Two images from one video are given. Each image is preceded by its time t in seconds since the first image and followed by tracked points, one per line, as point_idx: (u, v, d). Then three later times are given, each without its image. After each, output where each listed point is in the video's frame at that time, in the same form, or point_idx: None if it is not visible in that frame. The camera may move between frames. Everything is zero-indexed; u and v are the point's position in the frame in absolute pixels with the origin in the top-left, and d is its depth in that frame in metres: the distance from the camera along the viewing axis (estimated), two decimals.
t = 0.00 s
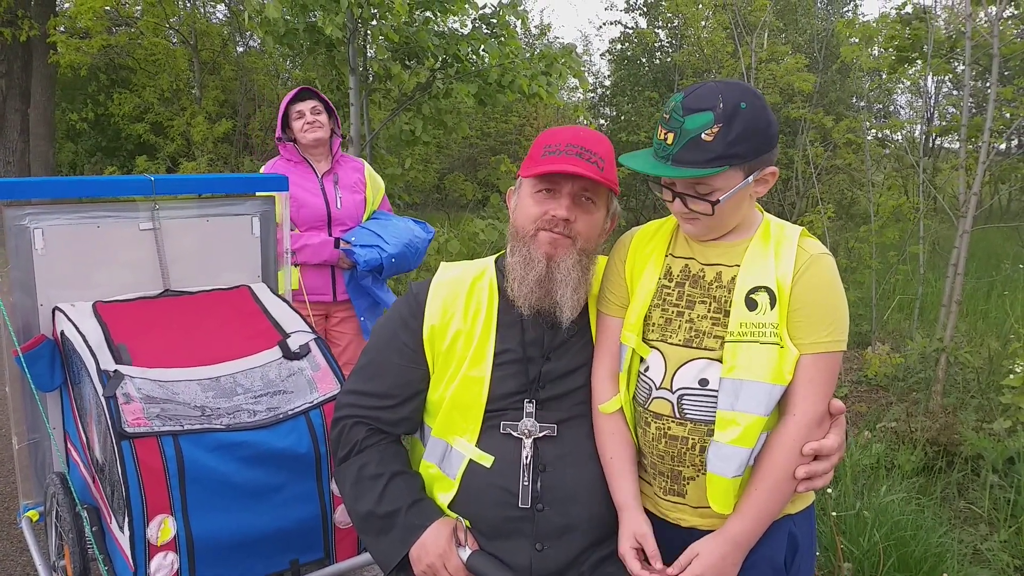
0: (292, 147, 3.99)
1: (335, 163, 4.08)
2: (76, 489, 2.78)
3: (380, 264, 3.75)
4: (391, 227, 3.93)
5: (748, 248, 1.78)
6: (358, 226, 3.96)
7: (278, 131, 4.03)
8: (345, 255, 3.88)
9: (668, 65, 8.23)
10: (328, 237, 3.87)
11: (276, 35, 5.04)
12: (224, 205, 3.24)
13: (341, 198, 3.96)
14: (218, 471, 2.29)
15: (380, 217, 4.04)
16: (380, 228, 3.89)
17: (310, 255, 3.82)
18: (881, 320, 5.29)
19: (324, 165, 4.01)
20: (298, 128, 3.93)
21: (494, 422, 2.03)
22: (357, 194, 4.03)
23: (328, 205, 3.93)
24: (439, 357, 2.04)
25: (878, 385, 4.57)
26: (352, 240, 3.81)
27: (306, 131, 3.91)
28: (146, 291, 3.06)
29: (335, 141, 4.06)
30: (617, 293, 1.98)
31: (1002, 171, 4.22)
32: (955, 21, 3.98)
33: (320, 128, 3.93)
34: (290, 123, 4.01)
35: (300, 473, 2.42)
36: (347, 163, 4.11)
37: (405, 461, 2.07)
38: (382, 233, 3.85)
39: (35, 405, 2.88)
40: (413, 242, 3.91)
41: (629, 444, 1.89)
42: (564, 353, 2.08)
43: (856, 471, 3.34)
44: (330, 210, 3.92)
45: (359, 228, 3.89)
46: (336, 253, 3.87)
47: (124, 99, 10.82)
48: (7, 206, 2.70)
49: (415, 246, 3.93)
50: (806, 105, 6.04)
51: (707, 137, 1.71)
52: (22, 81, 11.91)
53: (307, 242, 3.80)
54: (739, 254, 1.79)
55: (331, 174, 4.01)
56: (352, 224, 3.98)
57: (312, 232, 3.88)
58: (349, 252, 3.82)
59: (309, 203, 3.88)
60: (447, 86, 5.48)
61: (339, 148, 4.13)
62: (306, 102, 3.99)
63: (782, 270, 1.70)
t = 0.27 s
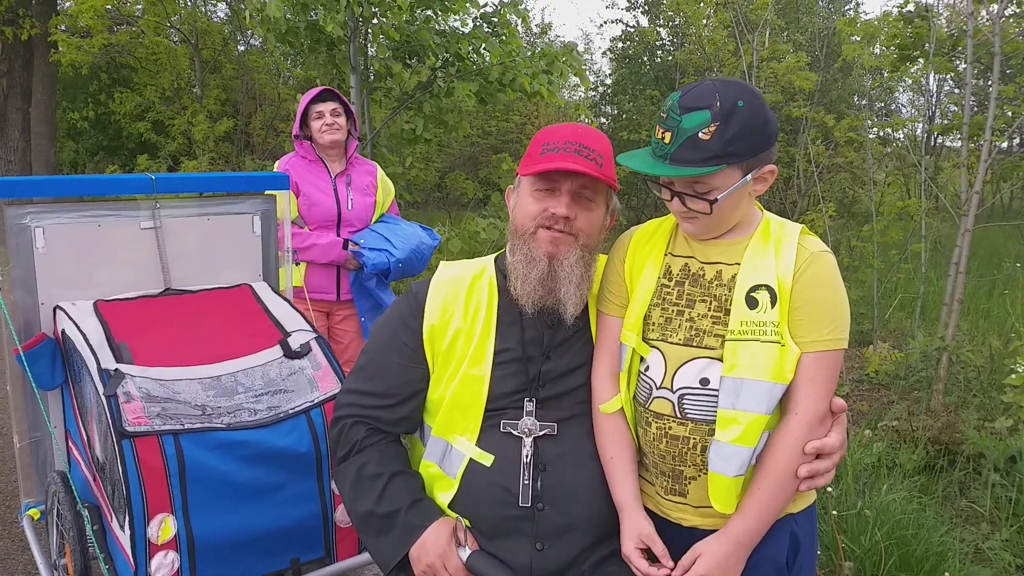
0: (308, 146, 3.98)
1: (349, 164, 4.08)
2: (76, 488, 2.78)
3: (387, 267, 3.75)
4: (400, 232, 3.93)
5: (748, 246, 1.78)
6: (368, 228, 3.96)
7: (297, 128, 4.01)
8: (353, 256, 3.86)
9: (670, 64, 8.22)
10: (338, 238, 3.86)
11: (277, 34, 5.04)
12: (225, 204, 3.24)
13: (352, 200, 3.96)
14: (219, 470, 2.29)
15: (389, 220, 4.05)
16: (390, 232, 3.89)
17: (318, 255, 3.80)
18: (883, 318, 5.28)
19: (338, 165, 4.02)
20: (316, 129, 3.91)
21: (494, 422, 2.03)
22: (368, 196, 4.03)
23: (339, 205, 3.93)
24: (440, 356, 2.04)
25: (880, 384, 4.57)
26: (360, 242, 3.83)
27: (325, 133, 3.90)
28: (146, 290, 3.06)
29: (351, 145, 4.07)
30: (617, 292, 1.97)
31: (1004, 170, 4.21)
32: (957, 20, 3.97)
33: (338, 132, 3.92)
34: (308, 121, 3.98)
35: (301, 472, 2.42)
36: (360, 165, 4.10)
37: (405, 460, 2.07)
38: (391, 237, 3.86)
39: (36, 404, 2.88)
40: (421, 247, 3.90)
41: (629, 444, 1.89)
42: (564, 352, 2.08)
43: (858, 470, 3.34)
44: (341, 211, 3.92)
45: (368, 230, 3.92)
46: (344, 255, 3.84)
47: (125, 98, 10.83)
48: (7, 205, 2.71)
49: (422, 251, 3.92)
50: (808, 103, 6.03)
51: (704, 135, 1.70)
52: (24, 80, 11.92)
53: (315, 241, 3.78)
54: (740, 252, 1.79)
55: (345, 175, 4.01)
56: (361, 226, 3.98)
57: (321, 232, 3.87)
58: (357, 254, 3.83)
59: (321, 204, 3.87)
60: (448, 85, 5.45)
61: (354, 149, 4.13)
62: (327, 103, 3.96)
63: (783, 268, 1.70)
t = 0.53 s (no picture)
0: (307, 143, 3.99)
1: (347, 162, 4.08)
2: (75, 487, 2.78)
3: (387, 260, 3.77)
4: (399, 227, 3.94)
5: (745, 241, 1.77)
6: (366, 223, 3.95)
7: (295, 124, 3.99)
8: (352, 250, 3.86)
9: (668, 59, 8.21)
10: (337, 234, 3.85)
11: (274, 30, 5.02)
12: (221, 201, 3.23)
13: (350, 197, 3.95)
14: (217, 468, 2.29)
15: (387, 216, 4.06)
16: (388, 228, 3.91)
17: (318, 250, 3.81)
18: (881, 313, 5.28)
19: (337, 163, 4.02)
20: (320, 128, 3.91)
21: (492, 418, 2.03)
22: (365, 193, 4.03)
23: (338, 202, 3.91)
24: (438, 353, 2.04)
25: (878, 379, 4.57)
26: (359, 236, 3.83)
27: (328, 133, 3.91)
28: (144, 288, 3.05)
29: (351, 144, 4.07)
30: (613, 288, 1.97)
31: (1002, 164, 4.21)
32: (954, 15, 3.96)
33: (341, 132, 3.94)
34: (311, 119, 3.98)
35: (299, 469, 2.42)
36: (359, 163, 4.10)
37: (403, 457, 2.07)
38: (390, 232, 3.88)
39: (33, 403, 2.88)
40: (419, 243, 3.92)
41: (627, 440, 1.88)
42: (562, 348, 2.08)
43: (856, 465, 3.34)
44: (339, 207, 3.90)
45: (366, 225, 3.92)
46: (342, 250, 3.84)
47: (122, 96, 10.81)
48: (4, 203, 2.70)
49: (420, 247, 3.93)
50: (806, 98, 6.03)
51: (702, 127, 1.70)
52: (21, 78, 11.88)
53: (314, 236, 3.80)
54: (736, 247, 1.78)
55: (344, 172, 4.01)
56: (360, 222, 3.98)
57: (319, 227, 3.87)
58: (356, 248, 3.83)
59: (320, 199, 3.85)
60: (446, 82, 5.43)
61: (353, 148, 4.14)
62: (332, 103, 3.97)
63: (779, 264, 1.69)
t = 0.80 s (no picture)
0: (299, 142, 3.99)
1: (340, 161, 4.08)
2: (71, 487, 2.77)
3: (381, 259, 3.81)
4: (392, 226, 3.95)
5: (741, 240, 1.77)
6: (359, 222, 3.94)
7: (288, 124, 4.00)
8: (345, 249, 3.86)
9: (666, 58, 8.20)
10: (329, 232, 3.85)
11: (271, 29, 5.01)
12: (218, 201, 3.23)
13: (342, 195, 3.94)
14: (214, 469, 2.29)
15: (379, 216, 4.03)
16: (381, 226, 3.92)
17: (311, 250, 3.80)
18: (879, 312, 5.29)
19: (329, 162, 4.03)
20: (313, 126, 3.92)
21: (488, 418, 2.03)
22: (358, 191, 4.01)
23: (330, 200, 3.92)
24: (435, 353, 2.04)
25: (876, 378, 4.57)
26: (353, 235, 3.85)
27: (319, 131, 3.92)
28: (140, 288, 3.04)
29: (342, 143, 4.07)
30: (610, 290, 1.97)
31: (999, 163, 4.21)
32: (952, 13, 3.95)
33: (334, 132, 3.94)
34: (304, 118, 3.99)
35: (296, 469, 2.41)
36: (351, 162, 4.09)
37: (399, 457, 2.07)
38: (383, 231, 3.89)
39: (30, 403, 2.87)
40: (412, 241, 3.91)
41: (624, 441, 1.89)
42: (558, 348, 2.08)
43: (854, 464, 3.34)
44: (332, 206, 3.90)
45: (360, 224, 3.92)
46: (336, 248, 3.84)
47: (120, 95, 10.79)
48: None
49: (413, 245, 3.93)
50: (804, 97, 6.02)
51: (722, 93, 1.71)
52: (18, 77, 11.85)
53: (307, 236, 3.78)
54: (732, 248, 1.78)
55: (335, 171, 4.01)
56: (353, 221, 3.96)
57: (312, 227, 3.86)
58: (350, 247, 3.85)
59: (311, 198, 3.87)
60: (443, 81, 5.45)
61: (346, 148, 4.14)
62: (324, 102, 3.98)
63: (776, 265, 1.69)
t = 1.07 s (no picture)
0: (293, 143, 3.98)
1: (335, 162, 4.07)
2: (72, 488, 2.78)
3: (377, 259, 3.80)
4: (388, 227, 3.95)
5: (743, 242, 1.78)
6: (354, 223, 3.95)
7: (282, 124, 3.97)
8: (341, 250, 3.86)
9: (667, 61, 8.21)
10: (326, 233, 3.85)
11: (273, 31, 5.02)
12: (220, 203, 3.23)
13: (338, 196, 3.94)
14: (216, 470, 2.29)
15: (376, 216, 4.04)
16: (378, 227, 3.92)
17: (307, 251, 3.80)
18: (880, 315, 5.29)
19: (324, 163, 4.01)
20: (307, 127, 3.91)
21: (489, 421, 2.03)
22: (353, 193, 4.01)
23: (326, 201, 3.91)
24: (436, 356, 2.04)
25: (876, 381, 4.58)
26: (349, 236, 3.84)
27: (314, 131, 3.91)
28: (142, 289, 3.05)
29: (337, 144, 4.06)
30: (612, 292, 1.97)
31: (1001, 167, 4.21)
32: (954, 16, 3.94)
33: (328, 132, 3.93)
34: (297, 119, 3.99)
35: (297, 471, 2.42)
36: (346, 163, 4.09)
37: (400, 459, 2.07)
38: (379, 231, 3.89)
39: (31, 404, 2.88)
40: (409, 242, 3.91)
41: (625, 443, 1.89)
42: (559, 351, 2.08)
43: (854, 467, 3.35)
44: (327, 207, 3.90)
45: (356, 225, 3.93)
46: (332, 249, 3.83)
47: (121, 97, 10.81)
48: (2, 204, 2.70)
49: (410, 246, 3.93)
50: (805, 100, 6.03)
51: (737, 78, 1.73)
52: (20, 79, 11.88)
53: (304, 236, 3.77)
54: (735, 250, 1.79)
55: (331, 172, 4.00)
56: (349, 221, 3.96)
57: (308, 228, 3.86)
58: (346, 248, 3.84)
59: (307, 199, 3.86)
60: (445, 83, 5.47)
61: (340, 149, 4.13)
62: (318, 102, 3.97)
63: (778, 267, 1.69)
